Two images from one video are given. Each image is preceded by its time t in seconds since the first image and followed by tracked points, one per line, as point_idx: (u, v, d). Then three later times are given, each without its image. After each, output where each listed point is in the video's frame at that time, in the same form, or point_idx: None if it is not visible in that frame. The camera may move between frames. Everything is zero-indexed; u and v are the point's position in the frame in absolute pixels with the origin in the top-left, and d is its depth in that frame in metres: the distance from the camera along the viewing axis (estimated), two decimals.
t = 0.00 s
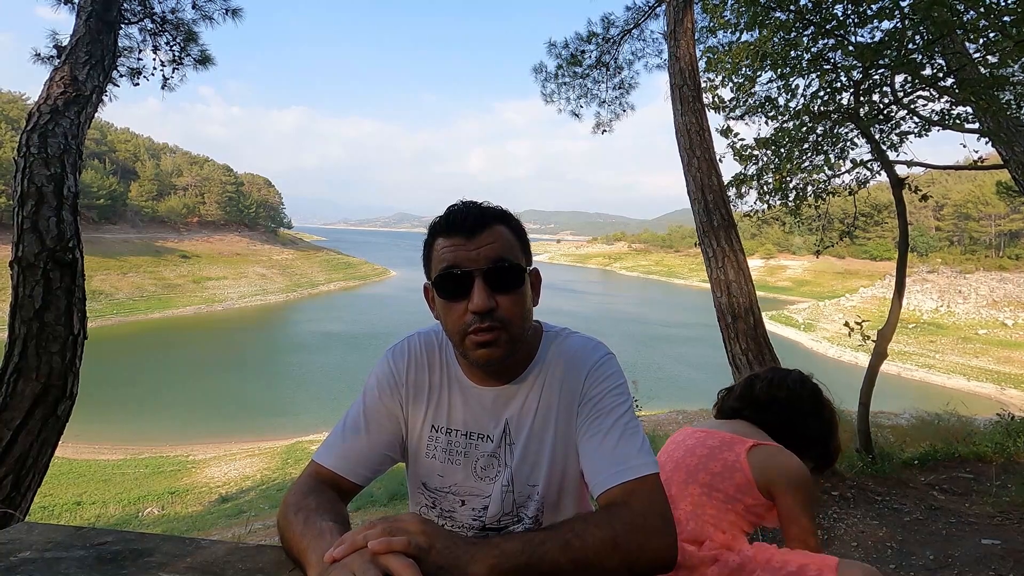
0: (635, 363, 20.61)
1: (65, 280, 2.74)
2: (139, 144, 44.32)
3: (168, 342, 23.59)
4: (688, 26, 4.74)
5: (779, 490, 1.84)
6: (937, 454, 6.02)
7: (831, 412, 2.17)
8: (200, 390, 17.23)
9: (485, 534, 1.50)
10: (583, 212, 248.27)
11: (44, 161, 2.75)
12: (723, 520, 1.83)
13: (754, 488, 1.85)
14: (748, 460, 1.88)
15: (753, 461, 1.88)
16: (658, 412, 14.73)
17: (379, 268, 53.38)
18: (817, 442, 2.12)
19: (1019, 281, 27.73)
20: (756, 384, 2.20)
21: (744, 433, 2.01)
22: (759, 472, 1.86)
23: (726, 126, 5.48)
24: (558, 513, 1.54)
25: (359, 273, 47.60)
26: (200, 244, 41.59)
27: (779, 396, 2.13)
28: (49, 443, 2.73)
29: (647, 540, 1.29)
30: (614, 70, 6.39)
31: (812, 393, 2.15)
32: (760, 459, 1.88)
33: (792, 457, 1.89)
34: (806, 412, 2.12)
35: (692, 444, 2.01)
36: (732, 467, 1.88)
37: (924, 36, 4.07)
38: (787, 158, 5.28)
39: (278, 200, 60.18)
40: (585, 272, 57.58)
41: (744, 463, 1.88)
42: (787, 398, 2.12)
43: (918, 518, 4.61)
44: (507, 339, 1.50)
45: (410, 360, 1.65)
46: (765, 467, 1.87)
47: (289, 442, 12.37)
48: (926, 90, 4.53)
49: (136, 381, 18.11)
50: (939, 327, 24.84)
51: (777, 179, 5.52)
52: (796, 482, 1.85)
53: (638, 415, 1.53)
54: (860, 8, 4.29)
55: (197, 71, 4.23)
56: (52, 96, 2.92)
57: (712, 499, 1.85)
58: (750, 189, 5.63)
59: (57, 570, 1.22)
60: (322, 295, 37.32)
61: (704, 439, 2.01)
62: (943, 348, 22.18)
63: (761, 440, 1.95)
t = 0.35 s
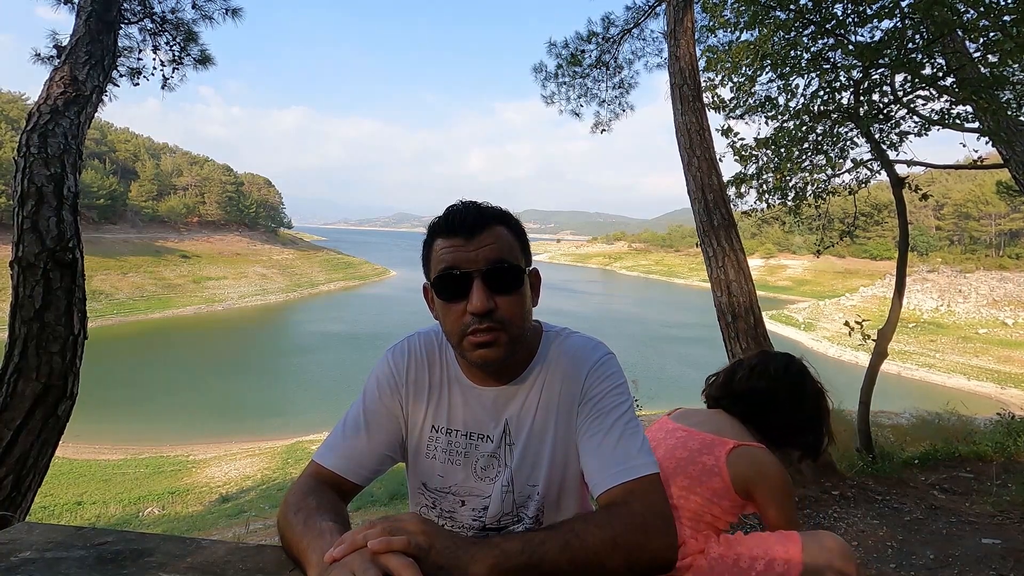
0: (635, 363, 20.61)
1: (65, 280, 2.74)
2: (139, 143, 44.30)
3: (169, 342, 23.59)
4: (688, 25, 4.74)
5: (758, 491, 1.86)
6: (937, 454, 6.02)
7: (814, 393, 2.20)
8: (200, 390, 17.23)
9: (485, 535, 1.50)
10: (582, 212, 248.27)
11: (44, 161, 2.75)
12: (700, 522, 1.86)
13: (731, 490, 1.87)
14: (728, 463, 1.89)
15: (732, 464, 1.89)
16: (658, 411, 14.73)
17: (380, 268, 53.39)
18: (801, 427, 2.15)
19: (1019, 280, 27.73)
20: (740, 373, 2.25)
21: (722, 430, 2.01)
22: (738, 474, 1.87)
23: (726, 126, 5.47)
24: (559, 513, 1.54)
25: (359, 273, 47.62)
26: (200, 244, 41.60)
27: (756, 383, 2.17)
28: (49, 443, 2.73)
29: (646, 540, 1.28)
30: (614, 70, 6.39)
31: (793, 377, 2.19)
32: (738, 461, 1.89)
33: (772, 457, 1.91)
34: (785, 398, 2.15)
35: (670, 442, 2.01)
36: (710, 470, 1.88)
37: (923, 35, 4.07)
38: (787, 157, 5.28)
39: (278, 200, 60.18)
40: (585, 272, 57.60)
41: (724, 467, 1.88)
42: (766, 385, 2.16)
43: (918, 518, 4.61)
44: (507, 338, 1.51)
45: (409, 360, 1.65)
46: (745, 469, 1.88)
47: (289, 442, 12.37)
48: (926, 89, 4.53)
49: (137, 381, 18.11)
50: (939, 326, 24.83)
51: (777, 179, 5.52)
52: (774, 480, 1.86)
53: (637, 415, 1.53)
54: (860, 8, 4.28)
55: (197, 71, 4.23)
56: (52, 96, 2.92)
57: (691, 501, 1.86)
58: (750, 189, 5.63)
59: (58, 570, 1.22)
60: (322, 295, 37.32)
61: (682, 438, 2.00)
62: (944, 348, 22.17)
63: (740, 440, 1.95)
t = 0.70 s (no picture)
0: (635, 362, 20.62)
1: (65, 280, 2.74)
2: (139, 143, 44.26)
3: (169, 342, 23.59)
4: (688, 25, 4.74)
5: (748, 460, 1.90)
6: (937, 453, 6.02)
7: (765, 351, 2.20)
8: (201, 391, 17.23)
9: (482, 535, 1.50)
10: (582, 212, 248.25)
11: (45, 161, 2.75)
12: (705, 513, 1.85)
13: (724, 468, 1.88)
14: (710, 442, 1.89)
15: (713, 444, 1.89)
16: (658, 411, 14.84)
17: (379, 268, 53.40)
18: (757, 389, 2.14)
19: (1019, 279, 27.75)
20: (693, 344, 2.22)
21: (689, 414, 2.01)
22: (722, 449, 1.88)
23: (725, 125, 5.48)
24: (558, 514, 1.54)
25: (359, 273, 47.64)
26: (199, 244, 41.59)
27: (710, 354, 2.13)
28: (49, 444, 2.73)
29: (646, 542, 1.28)
30: (614, 70, 6.39)
31: (742, 339, 2.17)
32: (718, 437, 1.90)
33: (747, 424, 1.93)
34: (738, 364, 2.12)
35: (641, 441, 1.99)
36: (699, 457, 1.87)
37: (923, 34, 4.07)
38: (787, 157, 5.28)
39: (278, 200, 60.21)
40: (584, 272, 57.70)
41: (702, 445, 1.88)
42: (719, 354, 2.13)
43: (918, 518, 4.61)
44: (478, 330, 1.51)
45: (408, 360, 1.65)
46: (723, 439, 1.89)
47: (289, 442, 12.37)
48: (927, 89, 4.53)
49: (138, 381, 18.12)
50: (939, 326, 24.82)
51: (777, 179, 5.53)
52: (746, 441, 1.89)
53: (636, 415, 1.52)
54: (860, 7, 4.28)
55: (196, 71, 4.22)
56: (52, 96, 2.92)
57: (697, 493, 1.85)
58: (750, 189, 5.64)
59: (59, 569, 1.22)
60: (322, 295, 37.33)
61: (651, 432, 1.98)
62: (943, 348, 22.17)
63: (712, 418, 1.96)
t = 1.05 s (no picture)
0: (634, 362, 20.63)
1: (64, 280, 2.74)
2: (139, 143, 44.21)
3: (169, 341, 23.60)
4: (688, 25, 4.74)
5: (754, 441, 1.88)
6: (937, 453, 6.01)
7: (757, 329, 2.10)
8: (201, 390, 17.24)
9: (480, 535, 1.49)
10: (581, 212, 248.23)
11: (43, 160, 2.75)
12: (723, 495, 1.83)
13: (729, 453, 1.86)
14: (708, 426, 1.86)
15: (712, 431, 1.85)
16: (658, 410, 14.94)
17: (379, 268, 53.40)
18: (745, 368, 2.03)
19: (1018, 278, 27.78)
20: (682, 322, 2.11)
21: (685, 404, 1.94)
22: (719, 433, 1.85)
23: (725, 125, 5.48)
24: (557, 513, 1.53)
25: (359, 273, 47.65)
26: (199, 244, 41.58)
27: (702, 338, 2.01)
28: (49, 443, 2.73)
29: (646, 541, 1.29)
30: (614, 69, 6.39)
31: (731, 319, 2.06)
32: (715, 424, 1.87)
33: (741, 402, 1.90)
34: (727, 345, 2.02)
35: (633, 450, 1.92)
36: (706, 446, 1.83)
37: (923, 34, 4.07)
38: (787, 157, 5.29)
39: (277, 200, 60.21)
40: (584, 272, 57.76)
41: (698, 436, 1.84)
42: (710, 337, 2.02)
43: (917, 517, 4.60)
44: (472, 324, 1.53)
45: (407, 358, 1.65)
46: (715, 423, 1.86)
47: (289, 442, 12.38)
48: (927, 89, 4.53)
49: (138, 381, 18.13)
50: (938, 325, 24.82)
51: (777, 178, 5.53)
52: (738, 417, 1.86)
53: (635, 414, 1.52)
54: (859, 7, 4.28)
55: (196, 70, 4.22)
56: (51, 95, 2.91)
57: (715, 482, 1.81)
58: (750, 188, 5.64)
59: (57, 569, 1.22)
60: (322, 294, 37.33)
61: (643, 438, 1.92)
62: (942, 347, 22.20)
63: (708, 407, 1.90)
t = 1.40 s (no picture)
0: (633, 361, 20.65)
1: (62, 279, 2.73)
2: (138, 142, 44.22)
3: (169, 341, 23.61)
4: (687, 24, 4.73)
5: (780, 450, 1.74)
6: (935, 452, 6.02)
7: (787, 332, 1.91)
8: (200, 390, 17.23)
9: (479, 531, 1.49)
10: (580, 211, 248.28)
11: (42, 160, 2.74)
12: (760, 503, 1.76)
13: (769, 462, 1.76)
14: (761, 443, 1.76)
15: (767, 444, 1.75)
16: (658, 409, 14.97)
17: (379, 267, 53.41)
18: (774, 368, 1.86)
19: (1017, 277, 27.84)
20: (715, 330, 2.05)
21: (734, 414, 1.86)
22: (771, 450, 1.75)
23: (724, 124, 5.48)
24: (556, 512, 1.53)
25: (358, 272, 47.66)
26: (198, 243, 41.57)
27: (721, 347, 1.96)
28: (48, 442, 2.73)
29: (645, 541, 1.29)
30: (614, 68, 6.38)
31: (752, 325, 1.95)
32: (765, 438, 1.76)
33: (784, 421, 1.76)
34: (744, 349, 1.91)
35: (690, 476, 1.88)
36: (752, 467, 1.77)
37: (922, 32, 4.08)
38: (786, 156, 5.28)
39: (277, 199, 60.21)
40: (583, 271, 57.84)
41: (757, 456, 1.75)
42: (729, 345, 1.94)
43: (916, 516, 4.61)
44: (470, 322, 1.53)
45: (405, 357, 1.65)
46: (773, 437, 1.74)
47: (289, 441, 12.38)
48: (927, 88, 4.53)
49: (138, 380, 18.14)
50: (937, 324, 24.84)
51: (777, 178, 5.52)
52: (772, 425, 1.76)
53: (635, 415, 1.52)
54: (859, 5, 4.28)
55: (195, 69, 4.22)
56: (50, 95, 2.91)
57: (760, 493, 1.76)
58: (749, 187, 5.64)
59: (57, 569, 1.21)
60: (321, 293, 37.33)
61: (699, 464, 1.86)
62: (941, 346, 22.23)
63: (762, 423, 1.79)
